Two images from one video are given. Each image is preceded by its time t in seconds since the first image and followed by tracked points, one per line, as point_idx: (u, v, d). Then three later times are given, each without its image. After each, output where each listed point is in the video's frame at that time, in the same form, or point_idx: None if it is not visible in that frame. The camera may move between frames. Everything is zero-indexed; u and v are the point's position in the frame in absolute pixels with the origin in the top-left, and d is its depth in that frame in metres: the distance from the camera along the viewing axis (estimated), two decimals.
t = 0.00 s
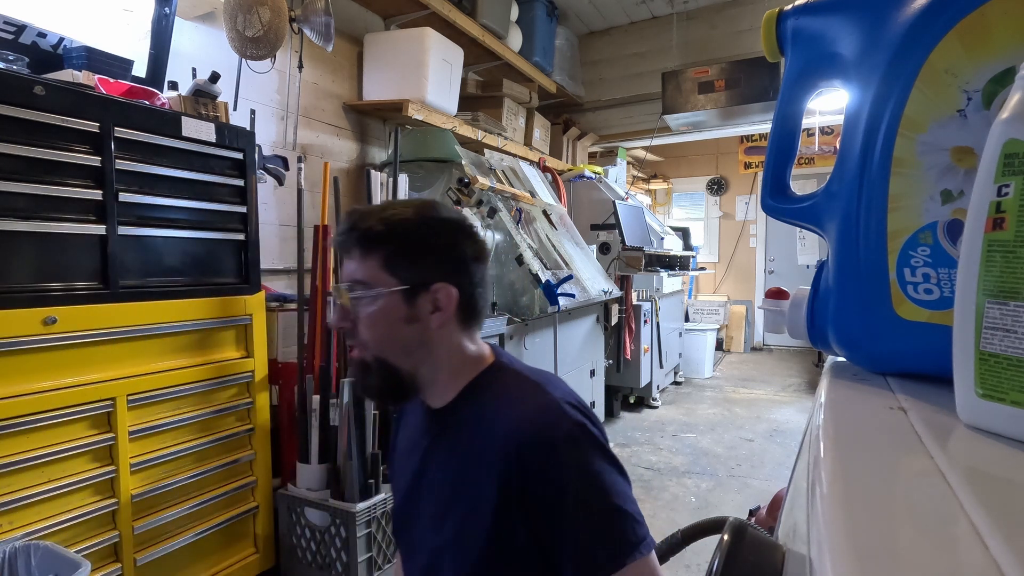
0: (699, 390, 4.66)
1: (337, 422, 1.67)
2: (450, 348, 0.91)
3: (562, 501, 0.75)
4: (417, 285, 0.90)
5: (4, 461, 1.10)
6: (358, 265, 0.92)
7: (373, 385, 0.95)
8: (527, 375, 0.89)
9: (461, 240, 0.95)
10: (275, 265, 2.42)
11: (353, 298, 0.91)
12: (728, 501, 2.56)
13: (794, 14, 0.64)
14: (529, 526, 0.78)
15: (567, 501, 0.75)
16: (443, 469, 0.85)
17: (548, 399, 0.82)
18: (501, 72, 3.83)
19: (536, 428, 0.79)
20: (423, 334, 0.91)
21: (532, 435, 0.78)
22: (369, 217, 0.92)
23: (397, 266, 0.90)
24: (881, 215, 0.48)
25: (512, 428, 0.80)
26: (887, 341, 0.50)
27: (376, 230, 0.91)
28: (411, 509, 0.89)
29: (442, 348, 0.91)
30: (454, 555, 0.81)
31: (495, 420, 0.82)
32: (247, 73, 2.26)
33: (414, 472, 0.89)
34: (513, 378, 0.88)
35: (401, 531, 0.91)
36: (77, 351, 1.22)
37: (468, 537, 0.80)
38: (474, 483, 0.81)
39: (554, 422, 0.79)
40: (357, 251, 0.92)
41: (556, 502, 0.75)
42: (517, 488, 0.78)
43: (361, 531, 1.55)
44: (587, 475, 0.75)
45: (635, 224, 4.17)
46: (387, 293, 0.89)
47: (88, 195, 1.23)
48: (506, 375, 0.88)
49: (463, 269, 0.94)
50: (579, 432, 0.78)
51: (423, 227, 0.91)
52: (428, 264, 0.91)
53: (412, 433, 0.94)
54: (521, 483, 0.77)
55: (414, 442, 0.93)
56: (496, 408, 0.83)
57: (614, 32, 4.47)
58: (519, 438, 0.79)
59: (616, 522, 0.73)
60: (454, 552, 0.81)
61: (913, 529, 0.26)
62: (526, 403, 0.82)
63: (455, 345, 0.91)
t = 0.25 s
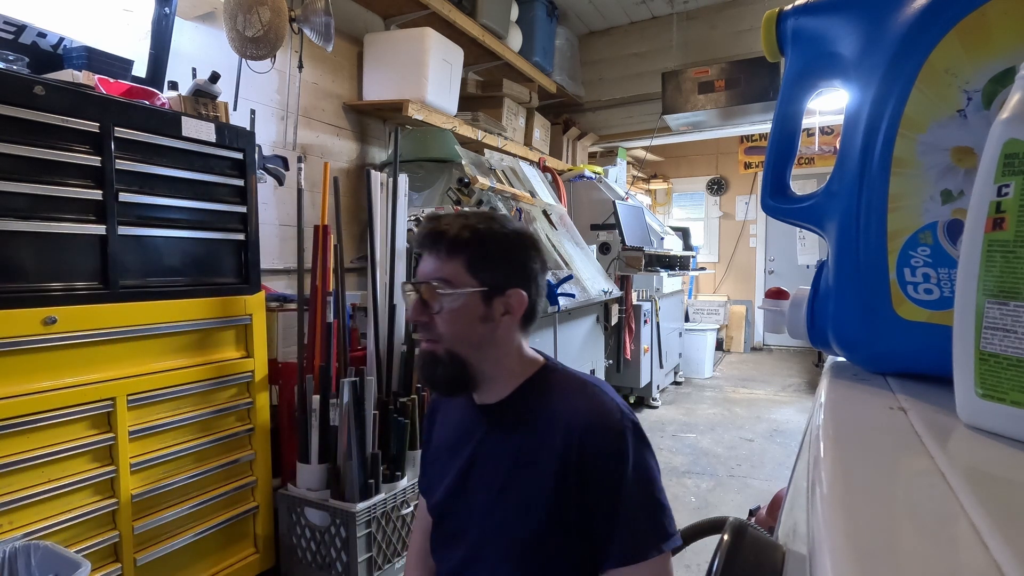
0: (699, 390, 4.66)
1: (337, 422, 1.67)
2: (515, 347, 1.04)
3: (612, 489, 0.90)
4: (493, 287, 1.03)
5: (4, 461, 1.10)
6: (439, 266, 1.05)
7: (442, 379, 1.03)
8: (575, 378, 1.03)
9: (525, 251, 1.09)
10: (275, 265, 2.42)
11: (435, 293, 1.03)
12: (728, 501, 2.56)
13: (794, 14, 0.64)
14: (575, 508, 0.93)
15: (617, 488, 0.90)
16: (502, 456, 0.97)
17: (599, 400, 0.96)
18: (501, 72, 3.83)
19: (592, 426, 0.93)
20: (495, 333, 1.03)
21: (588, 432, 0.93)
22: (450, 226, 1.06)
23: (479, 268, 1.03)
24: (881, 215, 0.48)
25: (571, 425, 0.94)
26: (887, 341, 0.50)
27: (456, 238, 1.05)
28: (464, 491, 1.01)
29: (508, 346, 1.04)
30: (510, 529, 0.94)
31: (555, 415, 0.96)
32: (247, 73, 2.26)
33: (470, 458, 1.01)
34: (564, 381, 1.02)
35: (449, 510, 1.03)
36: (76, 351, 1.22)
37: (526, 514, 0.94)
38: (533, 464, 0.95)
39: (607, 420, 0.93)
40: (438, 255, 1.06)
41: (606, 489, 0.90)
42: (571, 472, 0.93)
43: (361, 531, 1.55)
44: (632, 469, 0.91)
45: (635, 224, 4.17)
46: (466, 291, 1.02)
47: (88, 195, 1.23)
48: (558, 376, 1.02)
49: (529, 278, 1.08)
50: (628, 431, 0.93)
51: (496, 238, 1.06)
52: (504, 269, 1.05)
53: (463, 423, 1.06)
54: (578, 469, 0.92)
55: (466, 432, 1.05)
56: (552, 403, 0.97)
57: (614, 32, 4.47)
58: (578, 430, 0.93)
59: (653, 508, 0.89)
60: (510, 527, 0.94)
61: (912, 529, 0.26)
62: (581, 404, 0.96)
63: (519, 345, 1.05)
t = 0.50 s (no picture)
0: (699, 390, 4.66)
1: (337, 422, 1.67)
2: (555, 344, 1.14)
3: (631, 486, 0.94)
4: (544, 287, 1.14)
5: (4, 461, 1.10)
6: (495, 265, 1.11)
7: (499, 374, 1.04)
8: (594, 379, 1.07)
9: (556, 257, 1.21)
10: (275, 265, 2.42)
11: (497, 290, 1.09)
12: (728, 501, 2.56)
13: (794, 14, 0.64)
14: (595, 506, 0.96)
15: (637, 486, 0.94)
16: (524, 451, 1.01)
17: (620, 401, 1.01)
18: (501, 72, 3.83)
19: (614, 426, 0.98)
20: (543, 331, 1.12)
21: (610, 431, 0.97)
22: (498, 230, 1.13)
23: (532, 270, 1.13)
24: (881, 216, 0.48)
25: (594, 424, 0.98)
26: (887, 342, 0.50)
27: (507, 241, 1.12)
28: (483, 485, 1.04)
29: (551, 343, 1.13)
30: (530, 523, 0.97)
31: (580, 416, 1.00)
32: (247, 73, 2.26)
33: (490, 453, 1.04)
34: (586, 383, 1.06)
35: (466, 504, 1.05)
36: (76, 351, 1.22)
37: (546, 510, 0.97)
38: (555, 463, 0.98)
39: (630, 423, 0.98)
40: (490, 255, 1.12)
41: (626, 487, 0.94)
42: (594, 472, 0.96)
43: (361, 531, 1.55)
44: (651, 467, 0.95)
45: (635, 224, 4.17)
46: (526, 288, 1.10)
47: (87, 195, 1.23)
48: (581, 380, 1.06)
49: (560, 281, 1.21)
50: (649, 434, 0.98)
51: (536, 242, 1.16)
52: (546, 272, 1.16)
53: (483, 419, 1.10)
54: (600, 469, 0.96)
55: (486, 427, 1.08)
56: (577, 405, 1.01)
57: (614, 32, 4.47)
58: (603, 431, 0.97)
59: (670, 504, 0.93)
60: (529, 521, 0.97)
61: (912, 529, 0.26)
62: (602, 405, 1.00)
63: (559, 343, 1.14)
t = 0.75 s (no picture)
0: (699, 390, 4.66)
1: (337, 422, 1.67)
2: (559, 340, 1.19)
3: (634, 481, 0.94)
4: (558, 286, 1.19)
5: (3, 461, 1.10)
6: (521, 260, 1.12)
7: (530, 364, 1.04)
8: (594, 377, 1.08)
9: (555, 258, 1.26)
10: (275, 265, 2.42)
11: (524, 283, 1.12)
12: (728, 501, 2.56)
13: (794, 14, 0.64)
14: (597, 501, 0.97)
15: (639, 480, 0.94)
16: (525, 448, 1.01)
17: (621, 399, 1.02)
18: (501, 72, 3.83)
19: (616, 423, 0.98)
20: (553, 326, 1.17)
21: (613, 428, 0.98)
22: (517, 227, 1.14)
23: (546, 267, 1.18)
24: (882, 216, 0.48)
25: (597, 421, 0.99)
26: (889, 341, 0.50)
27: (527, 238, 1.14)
28: (484, 483, 1.04)
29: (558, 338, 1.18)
30: (532, 520, 0.97)
31: (582, 412, 1.00)
32: (247, 73, 2.26)
33: (491, 451, 1.04)
34: (586, 379, 1.07)
35: (465, 504, 1.05)
36: (76, 351, 1.22)
37: (548, 507, 0.97)
38: (557, 458, 0.98)
39: (631, 418, 0.99)
40: (513, 249, 1.12)
41: (628, 482, 0.95)
42: (597, 467, 0.96)
43: (361, 531, 1.55)
44: (653, 464, 0.96)
45: (635, 224, 4.17)
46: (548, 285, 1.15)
47: (88, 195, 1.23)
48: (580, 376, 1.07)
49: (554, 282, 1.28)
50: (649, 429, 0.99)
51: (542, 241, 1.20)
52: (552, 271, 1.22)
53: (483, 417, 1.09)
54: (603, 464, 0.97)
55: (486, 426, 1.08)
56: (579, 401, 1.02)
57: (614, 32, 4.47)
58: (606, 427, 0.98)
59: (671, 499, 0.94)
60: (531, 518, 0.97)
61: (913, 529, 0.25)
62: (604, 402, 1.01)
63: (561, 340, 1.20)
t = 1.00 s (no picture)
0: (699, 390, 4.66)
1: (337, 422, 1.67)
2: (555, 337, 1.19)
3: (629, 479, 0.94)
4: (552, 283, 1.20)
5: (4, 461, 1.10)
6: (514, 259, 1.12)
7: (526, 362, 1.05)
8: (588, 375, 1.08)
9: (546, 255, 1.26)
10: (275, 265, 2.42)
11: (519, 281, 1.11)
12: (728, 501, 2.56)
13: (794, 14, 0.64)
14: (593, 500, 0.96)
15: (634, 478, 0.94)
16: (520, 447, 1.01)
17: (615, 397, 1.02)
18: (501, 72, 3.83)
19: (610, 421, 0.98)
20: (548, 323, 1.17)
21: (607, 426, 0.98)
22: (509, 226, 1.14)
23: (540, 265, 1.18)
24: (881, 215, 0.48)
25: (591, 419, 0.99)
26: (888, 341, 0.50)
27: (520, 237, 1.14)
28: (479, 483, 1.04)
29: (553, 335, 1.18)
30: (527, 519, 0.97)
31: (576, 410, 1.00)
32: (247, 73, 2.26)
33: (486, 450, 1.04)
34: (580, 377, 1.07)
35: (461, 504, 1.05)
36: (76, 351, 1.22)
37: (544, 506, 0.96)
38: (552, 458, 0.98)
39: (625, 416, 0.99)
40: (507, 249, 1.12)
41: (623, 480, 0.95)
42: (592, 465, 0.96)
43: (361, 531, 1.55)
44: (648, 461, 0.96)
45: (635, 224, 4.17)
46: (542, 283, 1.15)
47: (88, 195, 1.23)
48: (574, 374, 1.07)
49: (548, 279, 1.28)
50: (643, 426, 0.99)
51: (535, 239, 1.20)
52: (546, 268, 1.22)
53: (477, 417, 1.10)
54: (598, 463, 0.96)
55: (481, 425, 1.08)
56: (573, 399, 1.02)
57: (614, 32, 4.47)
58: (600, 425, 0.98)
59: (666, 496, 0.94)
60: (527, 517, 0.97)
61: (912, 529, 0.25)
62: (598, 400, 1.01)
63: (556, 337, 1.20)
